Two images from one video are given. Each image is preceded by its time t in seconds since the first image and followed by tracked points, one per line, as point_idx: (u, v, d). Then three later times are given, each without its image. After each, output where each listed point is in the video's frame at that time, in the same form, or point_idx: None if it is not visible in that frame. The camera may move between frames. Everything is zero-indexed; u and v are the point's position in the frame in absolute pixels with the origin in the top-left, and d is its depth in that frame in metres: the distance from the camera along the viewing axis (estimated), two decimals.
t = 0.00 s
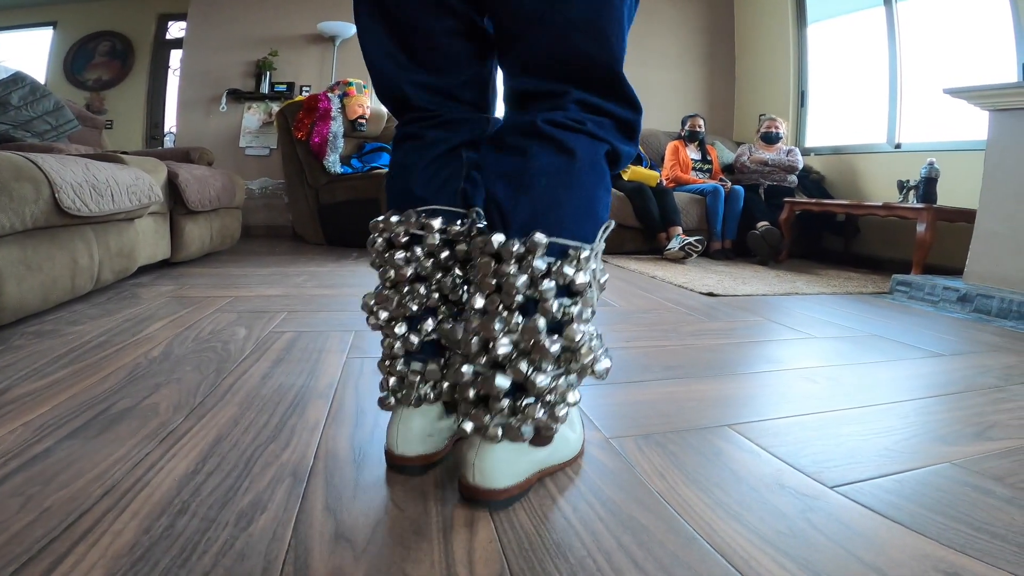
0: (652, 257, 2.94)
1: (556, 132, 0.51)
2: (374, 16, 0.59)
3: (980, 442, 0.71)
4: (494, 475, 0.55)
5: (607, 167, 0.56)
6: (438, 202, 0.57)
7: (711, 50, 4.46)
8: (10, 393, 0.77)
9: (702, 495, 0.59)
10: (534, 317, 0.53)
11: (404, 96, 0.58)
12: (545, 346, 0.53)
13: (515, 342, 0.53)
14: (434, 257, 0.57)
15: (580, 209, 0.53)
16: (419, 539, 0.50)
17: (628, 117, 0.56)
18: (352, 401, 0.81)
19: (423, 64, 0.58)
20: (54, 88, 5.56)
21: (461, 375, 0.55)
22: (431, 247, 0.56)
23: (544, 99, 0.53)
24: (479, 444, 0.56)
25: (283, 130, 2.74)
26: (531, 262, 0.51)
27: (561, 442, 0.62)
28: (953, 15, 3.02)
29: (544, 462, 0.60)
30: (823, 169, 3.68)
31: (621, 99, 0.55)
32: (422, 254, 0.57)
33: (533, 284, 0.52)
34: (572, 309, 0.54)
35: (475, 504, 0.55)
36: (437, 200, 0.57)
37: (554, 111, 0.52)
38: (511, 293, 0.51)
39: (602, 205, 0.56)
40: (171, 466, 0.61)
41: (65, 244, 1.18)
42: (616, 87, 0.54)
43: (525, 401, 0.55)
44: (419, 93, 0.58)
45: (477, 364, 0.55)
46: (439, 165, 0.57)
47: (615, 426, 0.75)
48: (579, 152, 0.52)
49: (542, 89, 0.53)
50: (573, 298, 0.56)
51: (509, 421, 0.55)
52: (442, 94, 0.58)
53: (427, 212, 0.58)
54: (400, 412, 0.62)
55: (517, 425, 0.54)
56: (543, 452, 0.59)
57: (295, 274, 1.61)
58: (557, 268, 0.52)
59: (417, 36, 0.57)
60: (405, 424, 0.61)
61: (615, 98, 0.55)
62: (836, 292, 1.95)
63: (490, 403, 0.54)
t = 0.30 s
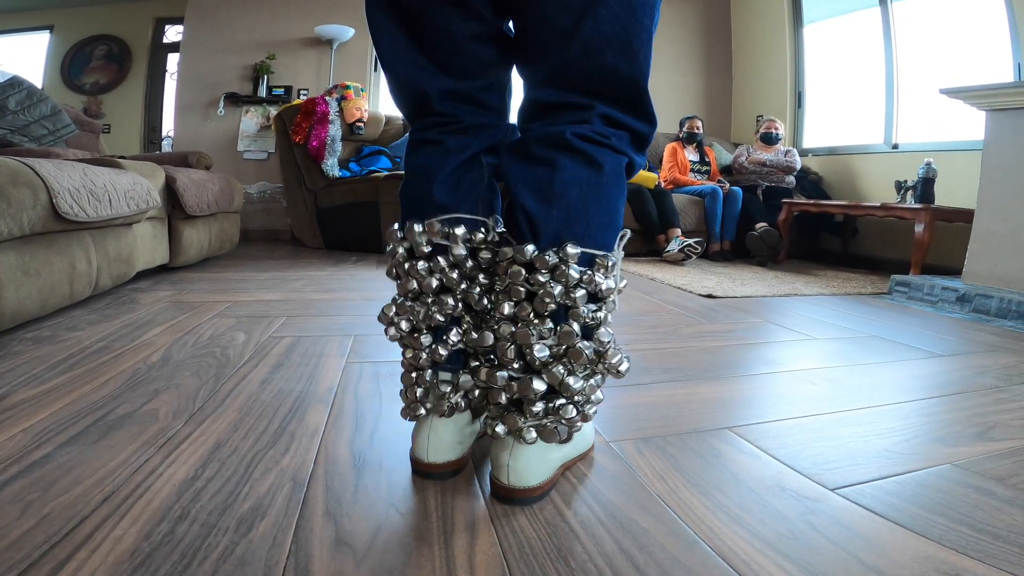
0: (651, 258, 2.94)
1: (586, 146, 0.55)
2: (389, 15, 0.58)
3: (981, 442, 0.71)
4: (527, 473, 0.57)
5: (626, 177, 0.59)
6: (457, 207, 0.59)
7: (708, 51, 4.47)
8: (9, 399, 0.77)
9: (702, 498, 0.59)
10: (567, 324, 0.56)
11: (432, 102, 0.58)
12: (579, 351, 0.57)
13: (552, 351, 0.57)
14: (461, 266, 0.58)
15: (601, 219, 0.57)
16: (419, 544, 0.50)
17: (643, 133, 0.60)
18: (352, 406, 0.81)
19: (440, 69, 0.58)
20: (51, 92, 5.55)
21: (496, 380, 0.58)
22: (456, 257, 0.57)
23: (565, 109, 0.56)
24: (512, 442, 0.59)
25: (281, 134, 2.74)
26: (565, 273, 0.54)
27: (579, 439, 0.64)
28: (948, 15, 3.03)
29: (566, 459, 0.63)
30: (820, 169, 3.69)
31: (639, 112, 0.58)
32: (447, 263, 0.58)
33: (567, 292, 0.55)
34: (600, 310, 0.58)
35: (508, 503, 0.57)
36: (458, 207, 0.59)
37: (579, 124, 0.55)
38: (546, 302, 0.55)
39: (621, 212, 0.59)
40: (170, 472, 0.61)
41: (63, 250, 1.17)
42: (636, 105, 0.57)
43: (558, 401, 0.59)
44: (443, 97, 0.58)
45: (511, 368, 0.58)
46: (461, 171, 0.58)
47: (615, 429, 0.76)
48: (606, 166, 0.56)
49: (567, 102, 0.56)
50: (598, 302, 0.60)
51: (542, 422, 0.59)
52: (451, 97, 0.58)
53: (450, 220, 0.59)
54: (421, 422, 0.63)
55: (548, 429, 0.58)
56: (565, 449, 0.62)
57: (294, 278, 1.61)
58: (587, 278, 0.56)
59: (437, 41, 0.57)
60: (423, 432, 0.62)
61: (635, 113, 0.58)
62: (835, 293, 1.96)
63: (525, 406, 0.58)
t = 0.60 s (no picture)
0: (652, 259, 2.94)
1: (606, 156, 0.57)
2: (399, 15, 0.58)
3: (986, 442, 0.71)
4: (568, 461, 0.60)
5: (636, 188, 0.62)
6: (475, 215, 0.59)
7: (706, 52, 4.48)
8: (12, 407, 0.77)
9: (707, 500, 0.59)
10: (600, 318, 0.59)
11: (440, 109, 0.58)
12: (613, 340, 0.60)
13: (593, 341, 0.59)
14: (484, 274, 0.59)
15: (623, 219, 0.61)
16: (425, 550, 0.50)
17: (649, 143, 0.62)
18: (355, 411, 0.81)
19: (459, 77, 0.58)
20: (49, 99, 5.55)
21: (540, 374, 0.59)
22: (476, 263, 0.58)
23: (583, 120, 0.58)
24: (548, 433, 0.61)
25: (280, 139, 2.74)
26: (597, 269, 0.57)
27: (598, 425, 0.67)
28: (945, 13, 3.03)
29: (593, 444, 0.66)
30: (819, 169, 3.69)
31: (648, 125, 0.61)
32: (466, 269, 0.59)
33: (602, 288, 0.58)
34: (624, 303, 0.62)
35: (543, 489, 0.60)
36: (475, 214, 0.59)
37: (596, 135, 0.57)
38: (582, 297, 0.57)
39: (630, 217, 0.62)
40: (175, 479, 0.61)
41: (64, 257, 1.17)
42: (645, 119, 0.59)
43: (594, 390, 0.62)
44: (452, 104, 0.58)
45: (552, 362, 0.59)
46: (476, 178, 0.59)
47: (619, 432, 0.76)
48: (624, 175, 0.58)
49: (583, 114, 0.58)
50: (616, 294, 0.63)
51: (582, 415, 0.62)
52: (460, 103, 0.59)
53: (467, 225, 0.58)
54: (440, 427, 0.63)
55: (587, 416, 0.62)
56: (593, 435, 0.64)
57: (295, 283, 1.61)
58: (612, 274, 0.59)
59: (456, 47, 0.57)
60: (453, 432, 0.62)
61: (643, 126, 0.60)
62: (837, 292, 1.96)
63: (566, 396, 0.60)
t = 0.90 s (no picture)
0: (650, 256, 2.94)
1: (594, 162, 0.58)
2: (409, 45, 0.64)
3: (991, 433, 0.71)
4: (561, 448, 0.63)
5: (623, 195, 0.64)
6: (467, 185, 0.65)
7: (696, 46, 4.48)
8: (12, 422, 0.76)
9: (711, 499, 0.58)
10: (589, 310, 0.61)
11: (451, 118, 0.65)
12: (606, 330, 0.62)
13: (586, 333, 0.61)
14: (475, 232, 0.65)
15: (612, 220, 0.62)
16: (428, 556, 0.50)
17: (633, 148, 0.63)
18: (355, 418, 0.80)
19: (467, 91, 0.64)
20: (38, 110, 5.50)
21: (535, 363, 0.61)
22: (466, 223, 0.64)
23: (572, 130, 0.59)
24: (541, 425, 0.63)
25: (273, 146, 2.73)
26: (585, 265, 0.59)
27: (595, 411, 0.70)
28: None
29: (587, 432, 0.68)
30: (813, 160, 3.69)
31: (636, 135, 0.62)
32: (458, 229, 0.65)
33: (594, 278, 0.60)
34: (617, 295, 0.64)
35: (542, 475, 0.63)
36: (468, 185, 0.65)
37: (584, 143, 0.59)
38: (571, 289, 0.59)
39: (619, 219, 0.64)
40: (177, 490, 0.60)
41: (59, 270, 1.16)
42: (633, 128, 0.61)
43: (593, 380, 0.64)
44: (463, 116, 0.65)
45: (547, 351, 0.62)
46: (474, 157, 0.65)
47: (621, 431, 0.75)
48: (610, 179, 0.60)
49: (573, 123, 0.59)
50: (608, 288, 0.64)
51: (576, 404, 0.63)
52: (468, 113, 0.65)
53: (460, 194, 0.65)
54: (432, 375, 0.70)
55: (580, 402, 0.63)
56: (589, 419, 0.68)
57: (293, 291, 1.60)
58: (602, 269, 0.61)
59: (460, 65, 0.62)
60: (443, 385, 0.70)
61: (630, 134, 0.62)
62: (836, 284, 1.96)
63: (560, 384, 0.62)
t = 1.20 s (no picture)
0: (653, 261, 2.94)
1: (588, 146, 0.67)
2: (414, 67, 0.72)
3: (998, 437, 0.70)
4: (530, 416, 0.73)
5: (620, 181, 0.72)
6: (468, 221, 0.73)
7: (697, 50, 4.48)
8: (19, 429, 0.76)
9: (717, 504, 0.58)
10: (565, 274, 0.67)
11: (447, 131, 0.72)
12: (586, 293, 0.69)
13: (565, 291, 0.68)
14: (470, 267, 0.72)
15: (601, 201, 0.69)
16: (434, 562, 0.50)
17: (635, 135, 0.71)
18: (360, 425, 0.80)
19: (464, 105, 0.72)
20: (43, 117, 5.54)
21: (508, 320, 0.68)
22: (461, 261, 0.72)
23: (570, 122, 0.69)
24: (518, 393, 0.73)
25: (276, 153, 2.74)
26: (562, 232, 0.66)
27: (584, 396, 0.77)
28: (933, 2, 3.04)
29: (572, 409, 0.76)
30: (816, 163, 3.69)
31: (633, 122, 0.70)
32: (455, 266, 0.73)
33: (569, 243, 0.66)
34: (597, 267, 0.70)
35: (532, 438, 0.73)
36: (468, 221, 0.73)
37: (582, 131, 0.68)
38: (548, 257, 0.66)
39: (617, 202, 0.71)
40: (184, 497, 0.60)
41: (65, 278, 1.17)
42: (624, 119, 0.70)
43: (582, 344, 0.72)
44: (461, 130, 0.72)
45: (522, 311, 0.68)
46: (469, 190, 0.73)
47: (624, 437, 0.75)
48: (601, 161, 0.68)
49: (572, 117, 0.69)
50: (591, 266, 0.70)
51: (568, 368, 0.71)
52: (463, 128, 0.72)
53: (456, 233, 0.73)
54: (443, 393, 0.76)
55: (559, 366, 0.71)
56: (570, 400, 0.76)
57: (297, 298, 1.61)
58: (580, 239, 0.67)
59: (457, 80, 0.70)
60: (452, 401, 0.75)
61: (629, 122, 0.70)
62: (839, 287, 1.95)
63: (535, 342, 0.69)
